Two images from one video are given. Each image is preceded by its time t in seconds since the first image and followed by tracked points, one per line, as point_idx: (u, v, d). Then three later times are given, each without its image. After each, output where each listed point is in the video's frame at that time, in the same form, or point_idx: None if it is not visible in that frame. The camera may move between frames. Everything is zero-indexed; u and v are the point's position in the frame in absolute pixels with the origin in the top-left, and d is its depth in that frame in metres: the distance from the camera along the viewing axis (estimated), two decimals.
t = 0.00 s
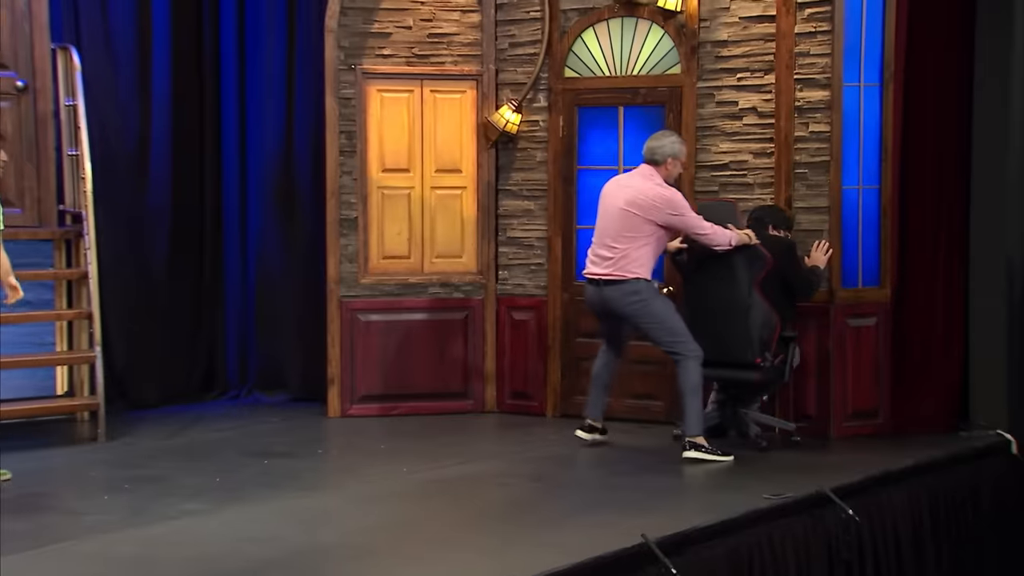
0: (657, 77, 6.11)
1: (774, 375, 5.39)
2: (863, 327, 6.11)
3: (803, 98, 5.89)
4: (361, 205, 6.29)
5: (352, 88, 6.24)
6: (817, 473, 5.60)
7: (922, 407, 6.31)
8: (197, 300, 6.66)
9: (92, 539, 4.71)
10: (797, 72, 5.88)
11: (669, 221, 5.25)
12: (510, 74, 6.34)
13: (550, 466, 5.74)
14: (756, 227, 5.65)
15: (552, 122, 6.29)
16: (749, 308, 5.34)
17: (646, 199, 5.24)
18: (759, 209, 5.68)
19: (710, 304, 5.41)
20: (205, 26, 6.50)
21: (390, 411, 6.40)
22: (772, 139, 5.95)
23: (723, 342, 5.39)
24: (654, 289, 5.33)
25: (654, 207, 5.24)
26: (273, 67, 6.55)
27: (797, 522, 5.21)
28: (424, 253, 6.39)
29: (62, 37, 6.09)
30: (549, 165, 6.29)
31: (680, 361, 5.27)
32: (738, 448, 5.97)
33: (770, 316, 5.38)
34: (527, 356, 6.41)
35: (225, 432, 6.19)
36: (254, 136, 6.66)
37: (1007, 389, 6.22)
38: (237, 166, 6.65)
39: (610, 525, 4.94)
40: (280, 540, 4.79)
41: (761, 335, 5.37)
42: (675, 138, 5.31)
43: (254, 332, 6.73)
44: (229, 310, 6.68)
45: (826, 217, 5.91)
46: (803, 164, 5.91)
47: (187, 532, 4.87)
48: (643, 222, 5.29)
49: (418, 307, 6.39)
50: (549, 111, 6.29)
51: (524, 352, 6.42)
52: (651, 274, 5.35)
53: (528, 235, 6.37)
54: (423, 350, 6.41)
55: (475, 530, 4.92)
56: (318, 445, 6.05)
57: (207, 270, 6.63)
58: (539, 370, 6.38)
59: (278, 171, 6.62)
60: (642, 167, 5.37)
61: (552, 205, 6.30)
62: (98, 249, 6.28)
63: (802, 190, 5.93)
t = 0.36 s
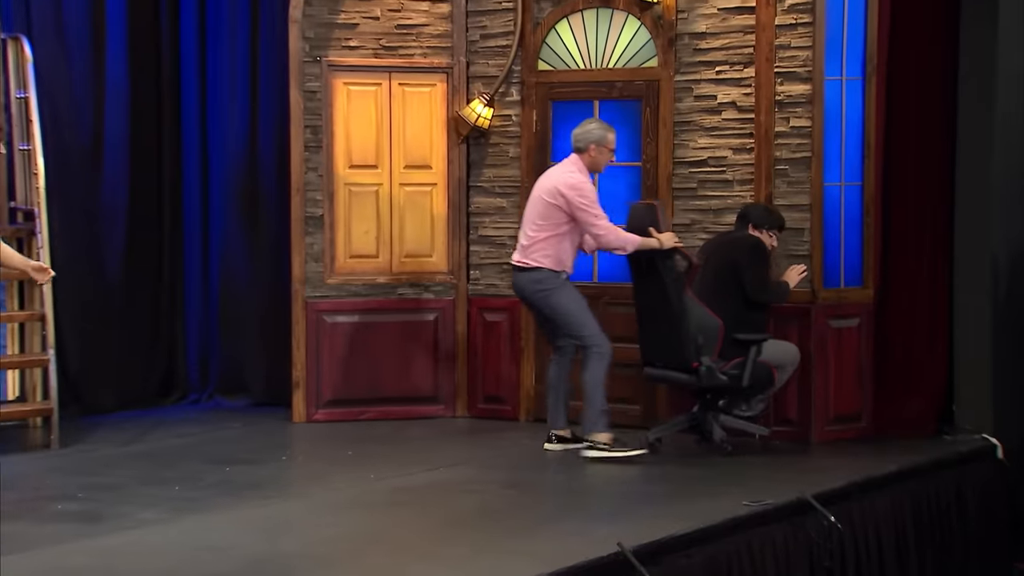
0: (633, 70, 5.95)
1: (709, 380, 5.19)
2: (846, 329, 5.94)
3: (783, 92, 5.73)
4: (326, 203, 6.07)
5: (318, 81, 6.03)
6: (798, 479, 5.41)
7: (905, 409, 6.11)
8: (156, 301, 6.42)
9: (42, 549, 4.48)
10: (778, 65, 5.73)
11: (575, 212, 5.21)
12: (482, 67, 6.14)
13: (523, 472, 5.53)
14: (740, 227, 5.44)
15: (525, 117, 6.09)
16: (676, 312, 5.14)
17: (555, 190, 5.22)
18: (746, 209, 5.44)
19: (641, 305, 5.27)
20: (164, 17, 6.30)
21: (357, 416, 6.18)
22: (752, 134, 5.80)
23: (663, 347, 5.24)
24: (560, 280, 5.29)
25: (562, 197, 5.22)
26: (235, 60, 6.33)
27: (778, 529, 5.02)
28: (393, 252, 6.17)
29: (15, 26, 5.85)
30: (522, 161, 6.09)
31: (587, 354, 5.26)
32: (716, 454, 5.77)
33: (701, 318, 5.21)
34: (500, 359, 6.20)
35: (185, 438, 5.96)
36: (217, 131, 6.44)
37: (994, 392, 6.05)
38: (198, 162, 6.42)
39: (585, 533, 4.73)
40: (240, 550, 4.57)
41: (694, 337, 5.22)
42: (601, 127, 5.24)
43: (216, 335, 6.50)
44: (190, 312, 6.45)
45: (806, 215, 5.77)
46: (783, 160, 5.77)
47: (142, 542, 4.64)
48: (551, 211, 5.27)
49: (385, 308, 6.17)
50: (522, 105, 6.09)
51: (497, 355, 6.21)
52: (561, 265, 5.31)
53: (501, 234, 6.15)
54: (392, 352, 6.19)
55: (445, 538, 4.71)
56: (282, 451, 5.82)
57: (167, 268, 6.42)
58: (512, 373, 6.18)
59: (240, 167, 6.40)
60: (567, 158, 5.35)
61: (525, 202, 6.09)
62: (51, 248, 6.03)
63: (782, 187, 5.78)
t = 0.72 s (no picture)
0: (619, 63, 5.79)
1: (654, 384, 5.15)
2: (839, 329, 5.76)
3: (775, 85, 5.61)
4: (303, 200, 5.88)
5: (294, 74, 5.84)
6: (790, 485, 5.23)
7: (899, 409, 5.93)
8: (127, 303, 6.22)
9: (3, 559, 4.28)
10: (768, 58, 5.61)
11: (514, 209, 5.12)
12: (463, 60, 5.96)
13: (505, 478, 5.34)
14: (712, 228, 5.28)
15: (508, 111, 5.92)
16: (623, 314, 5.11)
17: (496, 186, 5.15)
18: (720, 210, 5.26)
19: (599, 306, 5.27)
20: (134, 7, 6.09)
21: (335, 421, 5.99)
22: (742, 130, 5.65)
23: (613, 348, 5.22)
24: (499, 279, 5.22)
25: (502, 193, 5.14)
26: (210, 53, 6.15)
27: (769, 537, 4.85)
28: (372, 250, 5.98)
29: None
30: (505, 157, 5.91)
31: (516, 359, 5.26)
32: (704, 459, 5.60)
33: (651, 321, 5.15)
34: (482, 360, 6.02)
35: (156, 443, 5.77)
36: (189, 129, 6.26)
37: (991, 395, 5.89)
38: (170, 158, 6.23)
39: (570, 541, 4.55)
40: (212, 559, 4.38)
41: (642, 339, 5.15)
42: (552, 120, 5.04)
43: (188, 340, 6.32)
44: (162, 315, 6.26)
45: (799, 212, 5.64)
46: (774, 156, 5.64)
47: (109, 551, 4.45)
48: (492, 206, 5.21)
49: (364, 309, 5.98)
50: (505, 99, 5.92)
51: (479, 357, 6.03)
52: (501, 263, 5.23)
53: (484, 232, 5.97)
54: (371, 354, 6.00)
55: (425, 546, 4.52)
56: (256, 457, 5.63)
57: (138, 267, 6.23)
58: (495, 375, 5.99)
59: (214, 165, 6.22)
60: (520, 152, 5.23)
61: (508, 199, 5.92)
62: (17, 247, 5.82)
63: (773, 184, 5.66)
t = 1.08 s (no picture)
0: (612, 56, 5.65)
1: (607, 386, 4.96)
2: (838, 329, 5.61)
3: (771, 79, 5.47)
4: (287, 196, 5.72)
5: (277, 67, 5.68)
6: (787, 489, 5.09)
7: (898, 410, 5.77)
8: (105, 303, 6.04)
9: None
10: (765, 51, 5.47)
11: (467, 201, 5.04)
12: (452, 53, 5.81)
13: (494, 483, 5.18)
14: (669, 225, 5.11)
15: (497, 104, 5.76)
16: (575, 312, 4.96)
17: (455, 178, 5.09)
18: (677, 206, 5.07)
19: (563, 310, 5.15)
20: None
21: (319, 424, 5.83)
22: (738, 125, 5.56)
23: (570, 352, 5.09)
24: (451, 272, 5.21)
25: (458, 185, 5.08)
26: (190, 48, 6.02)
27: (765, 543, 4.70)
28: (358, 249, 5.81)
29: None
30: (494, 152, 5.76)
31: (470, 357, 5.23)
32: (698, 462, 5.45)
33: (602, 322, 4.95)
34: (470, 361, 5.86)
35: (135, 447, 5.60)
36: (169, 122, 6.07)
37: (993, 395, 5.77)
38: (150, 153, 6.07)
39: (561, 547, 4.40)
40: (191, 567, 4.22)
41: (594, 340, 4.97)
42: (516, 113, 4.89)
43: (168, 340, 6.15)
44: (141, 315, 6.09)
45: (796, 209, 5.51)
46: (771, 152, 5.51)
47: (83, 559, 4.28)
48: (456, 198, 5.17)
49: (350, 309, 5.81)
50: (495, 93, 5.77)
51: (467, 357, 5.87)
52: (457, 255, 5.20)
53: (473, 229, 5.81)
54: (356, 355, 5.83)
55: (413, 553, 4.36)
56: (238, 461, 5.47)
57: (116, 267, 6.05)
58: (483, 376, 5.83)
59: (195, 161, 6.06)
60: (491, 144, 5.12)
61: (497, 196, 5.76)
62: None
63: (770, 180, 5.52)
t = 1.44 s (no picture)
0: (611, 49, 5.50)
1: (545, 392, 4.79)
2: (844, 330, 5.46)
3: (776, 72, 5.31)
4: (277, 193, 5.55)
5: (267, 60, 5.51)
6: (792, 494, 4.93)
7: (905, 414, 5.61)
8: (89, 304, 5.88)
9: None
10: (769, 43, 5.30)
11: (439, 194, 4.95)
12: (447, 45, 5.64)
13: (490, 489, 5.02)
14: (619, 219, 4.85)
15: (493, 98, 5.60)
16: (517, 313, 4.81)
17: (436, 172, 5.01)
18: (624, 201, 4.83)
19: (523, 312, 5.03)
20: None
21: (311, 428, 5.67)
22: (742, 119, 5.40)
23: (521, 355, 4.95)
24: (437, 272, 5.08)
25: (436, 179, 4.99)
26: (177, 40, 5.85)
27: (770, 549, 4.53)
28: (350, 248, 5.65)
29: None
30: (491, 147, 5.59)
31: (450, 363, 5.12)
32: (700, 467, 5.29)
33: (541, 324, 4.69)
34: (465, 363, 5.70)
35: (121, 452, 5.44)
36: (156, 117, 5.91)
37: (1005, 399, 5.59)
38: (136, 149, 5.91)
39: (560, 554, 4.24)
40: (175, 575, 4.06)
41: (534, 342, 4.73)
42: (493, 102, 4.72)
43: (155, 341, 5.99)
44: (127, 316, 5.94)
45: (801, 206, 5.36)
46: (775, 147, 5.35)
47: (64, 568, 4.13)
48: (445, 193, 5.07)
49: (342, 309, 5.65)
50: (491, 87, 5.61)
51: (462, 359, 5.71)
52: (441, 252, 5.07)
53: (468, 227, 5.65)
54: (348, 356, 5.67)
55: (406, 560, 4.21)
56: (227, 466, 5.30)
57: (100, 266, 5.88)
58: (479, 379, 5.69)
59: (183, 157, 5.89)
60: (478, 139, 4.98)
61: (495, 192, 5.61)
62: None
63: (775, 176, 5.36)
